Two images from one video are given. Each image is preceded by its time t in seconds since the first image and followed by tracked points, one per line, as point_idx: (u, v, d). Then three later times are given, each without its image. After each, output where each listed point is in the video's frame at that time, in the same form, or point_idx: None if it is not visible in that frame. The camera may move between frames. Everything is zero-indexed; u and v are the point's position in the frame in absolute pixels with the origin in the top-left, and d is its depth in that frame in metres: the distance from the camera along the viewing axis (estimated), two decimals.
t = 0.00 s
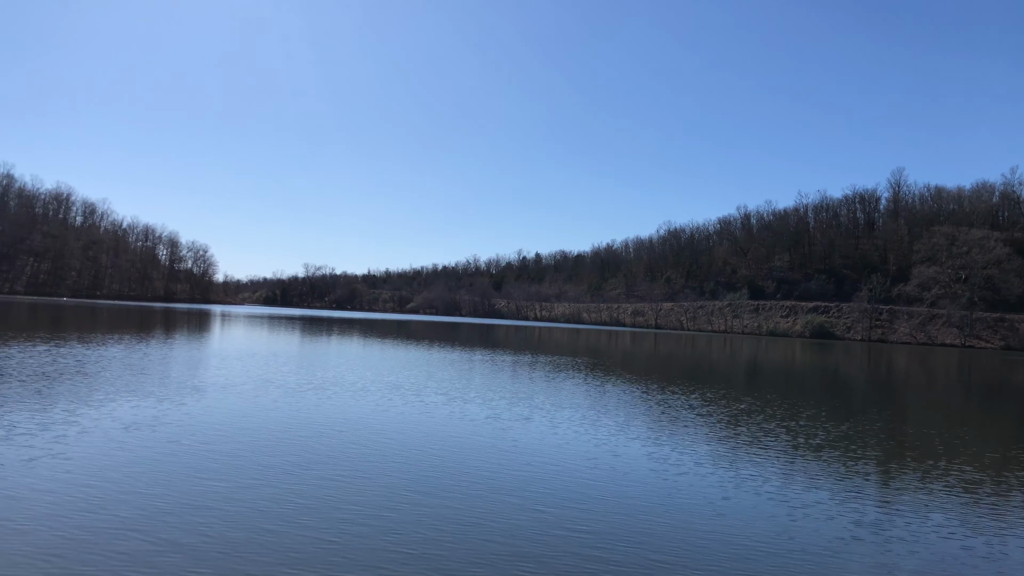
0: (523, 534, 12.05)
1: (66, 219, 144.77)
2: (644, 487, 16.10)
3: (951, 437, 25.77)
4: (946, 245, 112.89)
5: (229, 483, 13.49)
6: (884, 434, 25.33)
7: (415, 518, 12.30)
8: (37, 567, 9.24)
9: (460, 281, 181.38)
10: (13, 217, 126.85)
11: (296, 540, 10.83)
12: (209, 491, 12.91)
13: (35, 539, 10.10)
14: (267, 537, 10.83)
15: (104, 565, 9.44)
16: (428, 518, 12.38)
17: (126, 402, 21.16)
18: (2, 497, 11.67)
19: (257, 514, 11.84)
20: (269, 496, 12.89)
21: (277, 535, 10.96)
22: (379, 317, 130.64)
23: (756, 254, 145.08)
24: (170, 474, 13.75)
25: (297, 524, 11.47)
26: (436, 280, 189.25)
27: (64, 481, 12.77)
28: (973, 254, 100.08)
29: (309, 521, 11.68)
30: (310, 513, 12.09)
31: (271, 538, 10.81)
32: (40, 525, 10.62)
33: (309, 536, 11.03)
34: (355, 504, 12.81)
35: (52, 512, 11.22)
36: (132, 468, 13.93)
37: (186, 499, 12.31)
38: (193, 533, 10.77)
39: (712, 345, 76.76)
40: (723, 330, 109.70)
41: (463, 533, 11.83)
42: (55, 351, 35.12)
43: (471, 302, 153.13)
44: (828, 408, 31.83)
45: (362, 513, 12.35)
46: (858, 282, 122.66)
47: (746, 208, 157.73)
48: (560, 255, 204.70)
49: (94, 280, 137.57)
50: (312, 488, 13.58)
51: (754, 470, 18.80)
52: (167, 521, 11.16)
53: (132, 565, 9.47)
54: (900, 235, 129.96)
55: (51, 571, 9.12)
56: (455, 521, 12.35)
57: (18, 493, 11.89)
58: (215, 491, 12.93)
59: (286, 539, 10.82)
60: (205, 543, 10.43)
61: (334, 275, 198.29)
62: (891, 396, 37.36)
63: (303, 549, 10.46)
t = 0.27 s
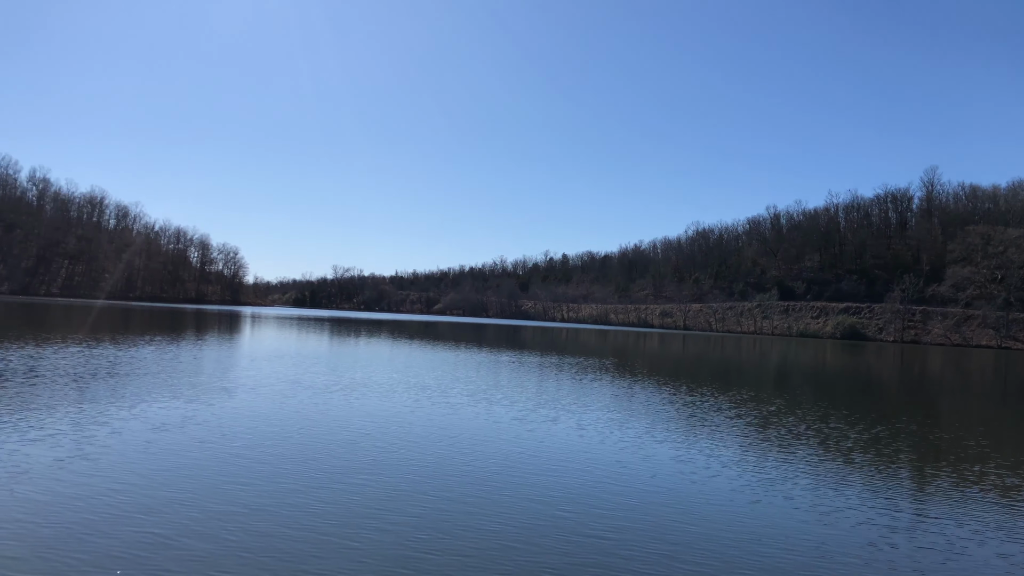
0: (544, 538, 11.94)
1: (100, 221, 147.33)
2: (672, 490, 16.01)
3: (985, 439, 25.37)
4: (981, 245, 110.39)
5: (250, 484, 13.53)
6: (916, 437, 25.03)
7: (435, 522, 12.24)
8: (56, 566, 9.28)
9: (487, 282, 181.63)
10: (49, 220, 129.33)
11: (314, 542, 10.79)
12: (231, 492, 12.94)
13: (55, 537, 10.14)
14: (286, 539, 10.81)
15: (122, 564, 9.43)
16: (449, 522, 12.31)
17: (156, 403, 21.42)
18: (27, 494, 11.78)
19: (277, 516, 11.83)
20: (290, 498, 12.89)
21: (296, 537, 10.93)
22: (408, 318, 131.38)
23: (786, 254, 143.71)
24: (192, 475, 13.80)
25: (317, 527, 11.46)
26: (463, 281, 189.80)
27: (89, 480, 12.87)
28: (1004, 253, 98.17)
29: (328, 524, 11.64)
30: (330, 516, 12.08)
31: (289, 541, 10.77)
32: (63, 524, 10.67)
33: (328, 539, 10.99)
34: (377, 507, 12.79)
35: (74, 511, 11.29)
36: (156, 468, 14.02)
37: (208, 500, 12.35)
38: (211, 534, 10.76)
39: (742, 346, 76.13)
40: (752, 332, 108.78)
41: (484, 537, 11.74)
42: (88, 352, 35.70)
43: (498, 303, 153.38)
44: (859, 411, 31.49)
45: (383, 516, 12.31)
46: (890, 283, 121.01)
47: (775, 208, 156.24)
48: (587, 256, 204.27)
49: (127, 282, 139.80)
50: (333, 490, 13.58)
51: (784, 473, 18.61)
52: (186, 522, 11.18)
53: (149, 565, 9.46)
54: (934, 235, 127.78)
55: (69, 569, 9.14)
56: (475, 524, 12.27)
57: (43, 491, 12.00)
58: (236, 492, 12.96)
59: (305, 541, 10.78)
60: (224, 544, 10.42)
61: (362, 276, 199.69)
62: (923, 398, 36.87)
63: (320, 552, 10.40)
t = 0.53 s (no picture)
0: (567, 543, 11.76)
1: (131, 226, 149.52)
2: (700, 495, 15.78)
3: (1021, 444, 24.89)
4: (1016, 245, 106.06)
5: (272, 488, 13.48)
6: (950, 441, 24.63)
7: (457, 526, 12.11)
8: (79, 566, 9.32)
9: (512, 285, 181.57)
10: (81, 225, 131.36)
11: (335, 547, 10.70)
12: (252, 495, 12.92)
13: (78, 538, 10.16)
14: (306, 543, 10.73)
15: (142, 566, 9.41)
16: (470, 526, 12.17)
17: (182, 406, 21.53)
18: (51, 496, 11.83)
19: (297, 520, 11.77)
20: (311, 502, 12.82)
21: (316, 541, 10.86)
22: (434, 321, 131.90)
23: (814, 255, 142.17)
24: (214, 478, 13.80)
25: (337, 531, 11.39)
26: (488, 284, 189.99)
27: (113, 482, 12.91)
28: None
29: (349, 528, 11.56)
30: (351, 520, 11.98)
31: (308, 544, 10.70)
32: (86, 525, 10.69)
33: (348, 543, 10.91)
34: (398, 511, 12.70)
35: (97, 512, 11.31)
36: (179, 470, 14.04)
37: (231, 503, 12.39)
38: (232, 537, 10.73)
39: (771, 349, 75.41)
40: (781, 334, 107.77)
41: (506, 540, 11.65)
42: (118, 355, 36.13)
43: (524, 306, 153.44)
44: (891, 414, 31.02)
45: (404, 520, 12.20)
46: (921, 284, 119.18)
47: (803, 209, 154.63)
48: (613, 258, 203.56)
49: (157, 286, 141.54)
50: (354, 494, 13.51)
51: (815, 479, 18.28)
52: (207, 524, 11.16)
53: (169, 566, 9.44)
54: (966, 235, 125.45)
55: (88, 570, 9.13)
56: (497, 529, 12.13)
57: (68, 493, 12.06)
58: (258, 495, 12.93)
59: (325, 545, 10.70)
60: (244, 547, 10.37)
61: (389, 280, 200.82)
62: (957, 402, 36.28)
63: (340, 557, 10.31)
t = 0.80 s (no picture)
0: (587, 549, 11.63)
1: (162, 231, 151.75)
2: (726, 501, 15.58)
3: None
4: None
5: (293, 491, 13.50)
6: (984, 445, 24.26)
7: (477, 530, 12.03)
8: (101, 564, 9.44)
9: (538, 288, 181.57)
10: (114, 231, 133.52)
11: (354, 550, 10.67)
12: (274, 498, 12.95)
13: (101, 539, 10.22)
14: (326, 547, 10.71)
15: (164, 567, 9.44)
16: (490, 531, 12.09)
17: (210, 409, 21.71)
18: (76, 498, 11.93)
19: (318, 524, 11.76)
20: (332, 506, 12.81)
21: (336, 544, 10.82)
22: (461, 325, 132.29)
23: (844, 257, 140.51)
24: (237, 481, 13.82)
25: (356, 534, 11.35)
26: (515, 287, 190.09)
27: (137, 484, 13.00)
28: None
29: (369, 532, 11.52)
30: (371, 524, 11.94)
31: (328, 548, 10.67)
32: (110, 527, 10.75)
33: (368, 546, 10.87)
34: (419, 515, 12.65)
35: (121, 513, 11.37)
36: (203, 473, 14.10)
37: (254, 504, 12.48)
38: (253, 540, 10.74)
39: (800, 351, 74.68)
40: (810, 336, 106.67)
41: (526, 543, 11.65)
42: (149, 359, 36.57)
43: (550, 309, 153.43)
44: (924, 417, 30.61)
45: (424, 524, 12.14)
46: (954, 285, 117.28)
47: (833, 210, 152.94)
48: (640, 260, 202.74)
49: (188, 290, 143.41)
50: (375, 498, 13.48)
51: (845, 484, 17.98)
52: (229, 527, 11.18)
53: (191, 568, 9.46)
54: (1000, 235, 123.12)
55: (111, 571, 9.16)
56: (517, 533, 12.03)
57: (94, 494, 12.17)
58: (279, 499, 12.94)
59: (345, 549, 10.67)
60: (264, 550, 10.35)
61: (416, 283, 201.83)
62: (992, 405, 35.71)
63: (360, 560, 10.28)
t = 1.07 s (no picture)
0: (611, 552, 11.49)
1: (192, 235, 153.72)
2: (756, 503, 15.38)
3: None
4: None
5: (318, 493, 13.49)
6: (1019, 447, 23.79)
7: (500, 533, 11.92)
8: (117, 564, 9.45)
9: (564, 289, 181.19)
10: (144, 235, 135.52)
11: (377, 551, 10.61)
12: (297, 499, 12.94)
13: (124, 540, 10.25)
14: (348, 547, 10.66)
15: (185, 567, 9.43)
16: (512, 533, 11.99)
17: (238, 412, 21.93)
18: (104, 499, 12.01)
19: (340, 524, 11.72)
20: (355, 506, 12.79)
21: (357, 545, 10.78)
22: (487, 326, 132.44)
23: (874, 257, 138.67)
24: (256, 482, 13.85)
25: (379, 536, 11.29)
26: (541, 288, 189.94)
27: (163, 486, 13.07)
28: None
29: (390, 533, 11.48)
30: (393, 526, 11.88)
31: (348, 549, 10.63)
32: (136, 529, 10.80)
33: (389, 549, 10.77)
34: (442, 516, 12.60)
35: (146, 515, 11.42)
36: (228, 475, 14.15)
37: (272, 505, 12.48)
38: (274, 540, 10.71)
39: (830, 352, 73.80)
40: (840, 337, 105.45)
41: (544, 546, 11.53)
42: (180, 362, 37.03)
43: (576, 310, 153.15)
44: (956, 419, 30.10)
45: (447, 526, 12.07)
46: (988, 284, 115.25)
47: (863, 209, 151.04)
48: (667, 261, 201.68)
49: (218, 293, 145.05)
50: (398, 500, 13.46)
51: (876, 487, 17.73)
52: (251, 527, 11.18)
53: (212, 568, 9.44)
54: None
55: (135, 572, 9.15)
56: (539, 537, 11.93)
57: (120, 495, 12.25)
58: (303, 499, 12.96)
59: (366, 550, 10.61)
60: (287, 550, 10.33)
61: (442, 285, 202.46)
62: None
63: (381, 561, 10.21)
